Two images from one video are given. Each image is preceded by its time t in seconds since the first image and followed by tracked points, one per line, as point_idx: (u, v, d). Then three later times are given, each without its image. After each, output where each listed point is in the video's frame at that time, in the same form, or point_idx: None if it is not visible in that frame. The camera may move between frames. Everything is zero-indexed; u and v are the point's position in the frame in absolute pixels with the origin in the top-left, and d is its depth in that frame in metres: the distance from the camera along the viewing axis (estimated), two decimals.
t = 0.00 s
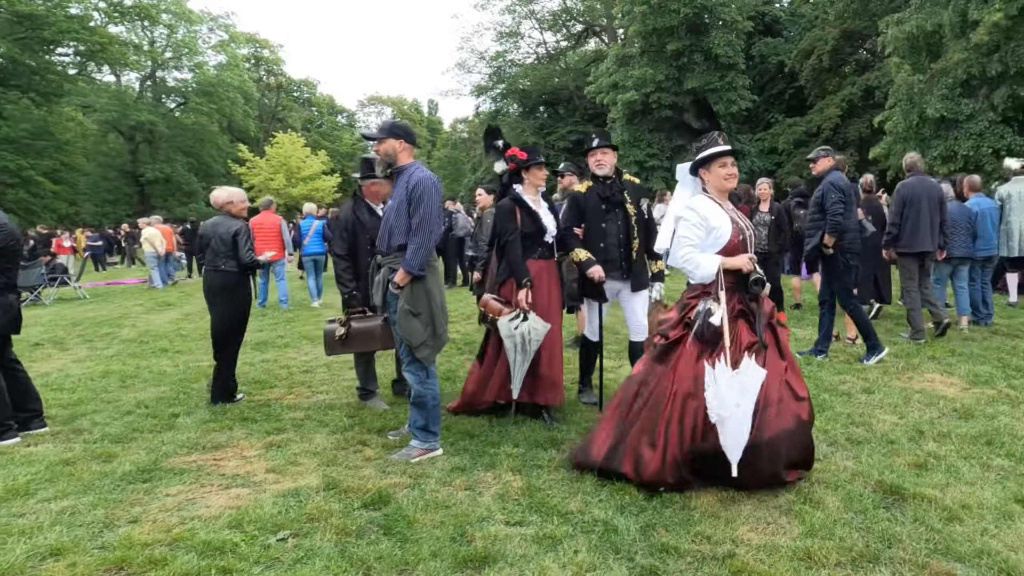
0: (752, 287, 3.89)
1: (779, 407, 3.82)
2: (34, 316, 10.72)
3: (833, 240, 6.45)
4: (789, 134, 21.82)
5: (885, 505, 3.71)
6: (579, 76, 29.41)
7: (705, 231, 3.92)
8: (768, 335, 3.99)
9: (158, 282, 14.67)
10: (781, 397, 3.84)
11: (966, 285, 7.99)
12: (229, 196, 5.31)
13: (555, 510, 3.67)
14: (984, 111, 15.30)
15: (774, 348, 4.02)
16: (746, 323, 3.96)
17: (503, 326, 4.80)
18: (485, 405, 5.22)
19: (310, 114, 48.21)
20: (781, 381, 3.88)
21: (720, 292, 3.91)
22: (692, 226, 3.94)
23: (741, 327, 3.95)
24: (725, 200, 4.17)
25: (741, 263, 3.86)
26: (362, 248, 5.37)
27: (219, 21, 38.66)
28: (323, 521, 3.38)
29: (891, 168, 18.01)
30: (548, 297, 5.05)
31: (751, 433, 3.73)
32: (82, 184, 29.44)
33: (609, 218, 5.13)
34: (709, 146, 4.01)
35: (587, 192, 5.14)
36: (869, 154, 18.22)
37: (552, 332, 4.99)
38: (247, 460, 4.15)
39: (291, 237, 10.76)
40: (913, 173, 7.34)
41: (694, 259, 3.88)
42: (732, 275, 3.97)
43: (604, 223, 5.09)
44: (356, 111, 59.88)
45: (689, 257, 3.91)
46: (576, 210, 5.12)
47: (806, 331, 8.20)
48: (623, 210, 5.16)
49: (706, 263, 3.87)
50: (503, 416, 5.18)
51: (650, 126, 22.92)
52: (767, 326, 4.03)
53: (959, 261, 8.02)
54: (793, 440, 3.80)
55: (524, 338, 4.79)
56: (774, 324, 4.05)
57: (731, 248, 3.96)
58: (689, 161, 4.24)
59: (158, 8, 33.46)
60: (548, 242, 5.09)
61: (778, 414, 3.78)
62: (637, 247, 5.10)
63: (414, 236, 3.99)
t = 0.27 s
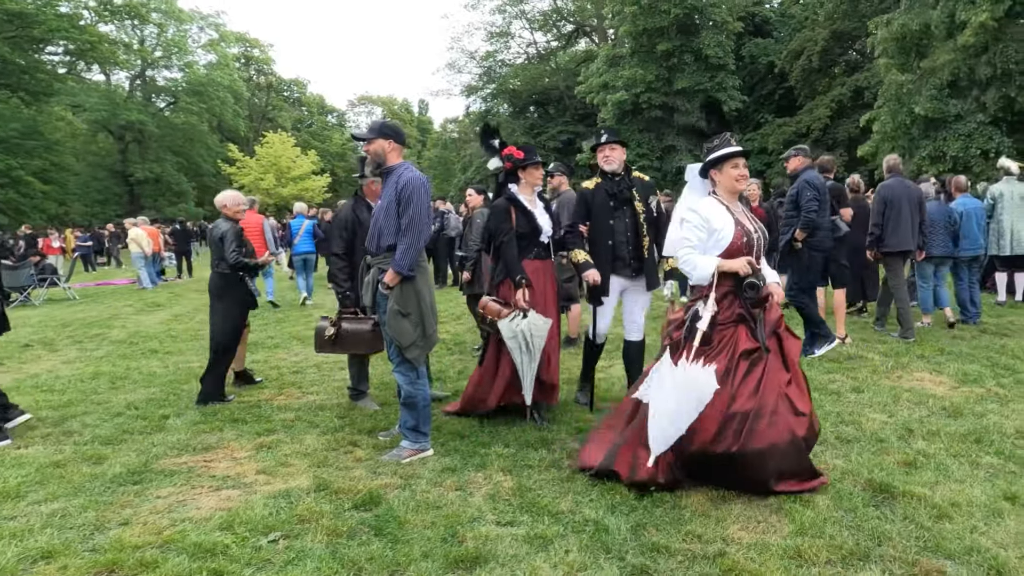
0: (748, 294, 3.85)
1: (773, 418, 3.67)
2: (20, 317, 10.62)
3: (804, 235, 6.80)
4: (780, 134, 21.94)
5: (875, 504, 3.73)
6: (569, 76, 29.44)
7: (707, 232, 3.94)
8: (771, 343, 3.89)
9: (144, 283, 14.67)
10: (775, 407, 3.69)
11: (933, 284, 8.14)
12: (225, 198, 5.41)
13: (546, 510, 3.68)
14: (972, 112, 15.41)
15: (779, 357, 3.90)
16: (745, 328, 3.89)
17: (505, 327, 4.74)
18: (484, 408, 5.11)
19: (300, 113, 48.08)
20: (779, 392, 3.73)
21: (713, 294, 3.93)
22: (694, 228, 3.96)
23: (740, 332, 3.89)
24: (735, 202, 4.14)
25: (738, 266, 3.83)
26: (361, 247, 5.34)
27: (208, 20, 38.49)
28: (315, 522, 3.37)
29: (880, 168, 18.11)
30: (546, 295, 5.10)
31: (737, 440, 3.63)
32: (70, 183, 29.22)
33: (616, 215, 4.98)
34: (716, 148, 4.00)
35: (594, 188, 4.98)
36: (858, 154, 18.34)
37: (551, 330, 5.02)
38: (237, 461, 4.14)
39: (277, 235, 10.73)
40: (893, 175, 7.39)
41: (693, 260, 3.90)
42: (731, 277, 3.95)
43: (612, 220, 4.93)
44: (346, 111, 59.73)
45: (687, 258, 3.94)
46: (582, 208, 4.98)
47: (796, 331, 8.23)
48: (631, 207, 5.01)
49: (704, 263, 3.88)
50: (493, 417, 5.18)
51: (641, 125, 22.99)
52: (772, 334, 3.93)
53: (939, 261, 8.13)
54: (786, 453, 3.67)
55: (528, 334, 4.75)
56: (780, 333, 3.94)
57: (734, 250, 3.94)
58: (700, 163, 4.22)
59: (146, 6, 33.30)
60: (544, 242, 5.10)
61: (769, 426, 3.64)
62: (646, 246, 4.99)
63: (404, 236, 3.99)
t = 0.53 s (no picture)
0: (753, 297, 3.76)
1: (777, 420, 3.65)
2: None
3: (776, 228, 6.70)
4: (762, 132, 22.11)
5: (857, 499, 3.77)
6: (553, 75, 29.46)
7: (723, 229, 3.90)
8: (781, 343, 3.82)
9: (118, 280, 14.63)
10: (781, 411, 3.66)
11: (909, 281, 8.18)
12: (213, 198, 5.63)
13: (530, 508, 3.69)
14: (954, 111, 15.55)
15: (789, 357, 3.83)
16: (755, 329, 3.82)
17: (496, 326, 4.70)
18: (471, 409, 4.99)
19: (281, 111, 47.71)
20: (785, 392, 3.69)
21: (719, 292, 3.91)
22: (710, 223, 3.92)
23: (751, 332, 3.84)
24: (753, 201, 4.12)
25: (747, 269, 3.77)
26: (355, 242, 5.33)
27: (187, 16, 38.18)
28: (296, 521, 3.37)
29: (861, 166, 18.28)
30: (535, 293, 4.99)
31: (738, 439, 3.62)
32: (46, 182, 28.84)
33: (612, 215, 4.98)
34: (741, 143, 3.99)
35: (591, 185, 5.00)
36: (839, 151, 18.51)
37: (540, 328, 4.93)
38: (218, 460, 4.12)
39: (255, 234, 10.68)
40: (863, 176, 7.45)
41: (703, 257, 3.86)
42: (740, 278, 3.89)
43: (607, 220, 4.94)
44: (328, 109, 59.44)
45: (698, 254, 3.90)
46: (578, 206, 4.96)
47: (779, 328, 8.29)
48: (627, 208, 5.02)
49: (715, 261, 3.85)
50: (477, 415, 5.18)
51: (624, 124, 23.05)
52: (782, 334, 3.85)
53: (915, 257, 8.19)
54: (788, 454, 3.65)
55: (519, 327, 4.72)
56: (790, 333, 3.86)
57: (749, 250, 3.91)
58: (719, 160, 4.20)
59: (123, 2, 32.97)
60: (532, 240, 5.05)
61: (772, 428, 3.62)
62: (641, 247, 4.99)
63: (386, 234, 3.99)
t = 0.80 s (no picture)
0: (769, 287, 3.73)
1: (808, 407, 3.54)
2: None
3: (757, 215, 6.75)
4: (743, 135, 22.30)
5: (837, 497, 3.81)
6: (534, 77, 29.50)
7: (733, 224, 3.85)
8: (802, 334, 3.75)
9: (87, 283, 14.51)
10: (812, 400, 3.55)
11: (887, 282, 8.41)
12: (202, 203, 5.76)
13: (511, 508, 3.70)
14: (931, 114, 15.75)
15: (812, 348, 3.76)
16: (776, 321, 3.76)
17: (476, 328, 4.73)
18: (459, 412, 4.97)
19: (259, 113, 47.43)
20: (813, 381, 3.61)
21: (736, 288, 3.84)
22: (721, 219, 3.87)
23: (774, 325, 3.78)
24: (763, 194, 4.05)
25: (760, 259, 3.71)
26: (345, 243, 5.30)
27: (161, 17, 37.85)
28: (274, 525, 3.35)
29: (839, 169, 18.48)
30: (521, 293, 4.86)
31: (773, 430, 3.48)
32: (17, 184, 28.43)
33: (602, 219, 4.91)
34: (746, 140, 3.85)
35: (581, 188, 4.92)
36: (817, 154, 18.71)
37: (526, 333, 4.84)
38: (194, 464, 4.10)
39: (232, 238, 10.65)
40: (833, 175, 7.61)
41: (716, 253, 3.84)
42: (756, 271, 3.82)
43: (597, 223, 4.88)
44: (308, 110, 59.13)
45: (711, 250, 3.88)
46: (566, 209, 4.91)
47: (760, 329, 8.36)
48: (617, 212, 4.95)
49: (727, 256, 3.81)
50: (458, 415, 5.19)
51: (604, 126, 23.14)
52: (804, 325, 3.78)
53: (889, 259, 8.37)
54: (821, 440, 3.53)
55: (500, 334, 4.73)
56: (812, 323, 3.79)
57: (763, 244, 3.84)
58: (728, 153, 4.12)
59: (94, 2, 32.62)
60: (517, 242, 4.94)
61: (806, 417, 3.50)
62: (630, 250, 4.93)
63: (367, 236, 3.98)
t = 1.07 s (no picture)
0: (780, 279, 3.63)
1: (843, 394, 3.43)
2: None
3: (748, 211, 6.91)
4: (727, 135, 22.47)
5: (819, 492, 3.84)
6: (517, 76, 29.48)
7: (736, 221, 3.75)
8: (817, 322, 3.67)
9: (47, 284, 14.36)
10: (842, 386, 3.45)
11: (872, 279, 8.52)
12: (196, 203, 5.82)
13: (493, 507, 3.71)
14: (911, 115, 15.91)
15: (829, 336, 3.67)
16: (791, 311, 3.67)
17: (455, 331, 4.77)
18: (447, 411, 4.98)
19: (239, 111, 47.10)
20: (839, 366, 3.52)
21: (747, 283, 3.73)
22: (723, 217, 3.77)
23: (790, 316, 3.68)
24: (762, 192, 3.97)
25: (767, 254, 3.63)
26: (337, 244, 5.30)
27: (136, 13, 37.49)
28: (254, 525, 3.34)
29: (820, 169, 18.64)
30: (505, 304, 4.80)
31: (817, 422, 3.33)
32: None
33: (595, 220, 4.83)
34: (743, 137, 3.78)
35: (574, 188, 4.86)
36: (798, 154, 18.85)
37: (509, 337, 4.83)
38: (171, 465, 4.08)
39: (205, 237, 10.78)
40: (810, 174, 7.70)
41: (721, 250, 3.72)
42: (762, 267, 3.74)
43: (590, 226, 4.79)
44: (289, 109, 58.74)
45: (716, 248, 3.76)
46: (557, 212, 4.84)
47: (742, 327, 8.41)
48: (610, 212, 4.85)
49: (734, 253, 3.70)
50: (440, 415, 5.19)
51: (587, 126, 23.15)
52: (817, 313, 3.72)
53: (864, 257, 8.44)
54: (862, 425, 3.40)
55: (478, 343, 4.72)
56: (824, 310, 3.74)
57: (767, 239, 3.74)
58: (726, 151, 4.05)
59: None
60: (505, 243, 4.86)
61: (843, 402, 3.39)
62: (624, 252, 4.84)
63: (349, 235, 3.98)
